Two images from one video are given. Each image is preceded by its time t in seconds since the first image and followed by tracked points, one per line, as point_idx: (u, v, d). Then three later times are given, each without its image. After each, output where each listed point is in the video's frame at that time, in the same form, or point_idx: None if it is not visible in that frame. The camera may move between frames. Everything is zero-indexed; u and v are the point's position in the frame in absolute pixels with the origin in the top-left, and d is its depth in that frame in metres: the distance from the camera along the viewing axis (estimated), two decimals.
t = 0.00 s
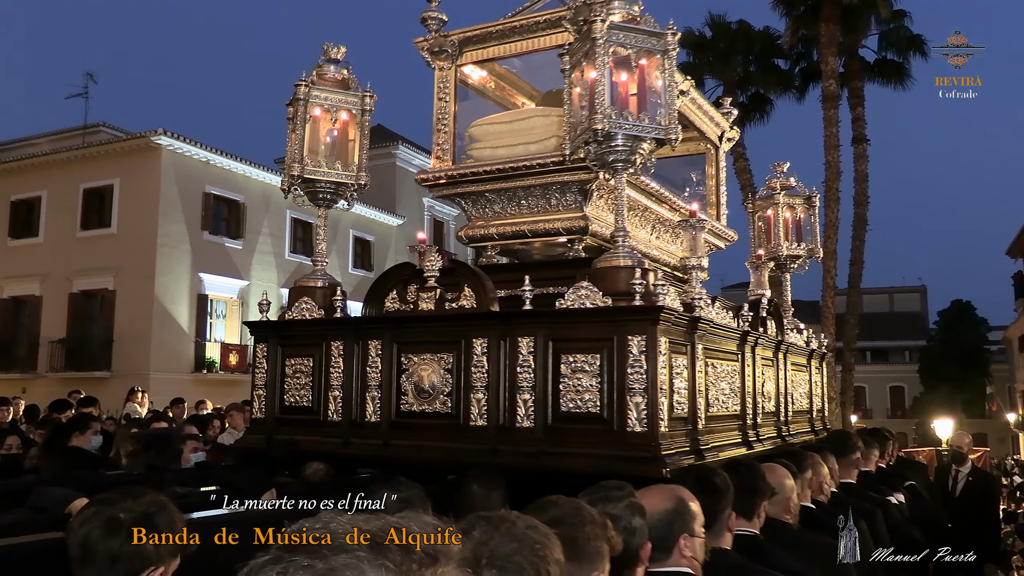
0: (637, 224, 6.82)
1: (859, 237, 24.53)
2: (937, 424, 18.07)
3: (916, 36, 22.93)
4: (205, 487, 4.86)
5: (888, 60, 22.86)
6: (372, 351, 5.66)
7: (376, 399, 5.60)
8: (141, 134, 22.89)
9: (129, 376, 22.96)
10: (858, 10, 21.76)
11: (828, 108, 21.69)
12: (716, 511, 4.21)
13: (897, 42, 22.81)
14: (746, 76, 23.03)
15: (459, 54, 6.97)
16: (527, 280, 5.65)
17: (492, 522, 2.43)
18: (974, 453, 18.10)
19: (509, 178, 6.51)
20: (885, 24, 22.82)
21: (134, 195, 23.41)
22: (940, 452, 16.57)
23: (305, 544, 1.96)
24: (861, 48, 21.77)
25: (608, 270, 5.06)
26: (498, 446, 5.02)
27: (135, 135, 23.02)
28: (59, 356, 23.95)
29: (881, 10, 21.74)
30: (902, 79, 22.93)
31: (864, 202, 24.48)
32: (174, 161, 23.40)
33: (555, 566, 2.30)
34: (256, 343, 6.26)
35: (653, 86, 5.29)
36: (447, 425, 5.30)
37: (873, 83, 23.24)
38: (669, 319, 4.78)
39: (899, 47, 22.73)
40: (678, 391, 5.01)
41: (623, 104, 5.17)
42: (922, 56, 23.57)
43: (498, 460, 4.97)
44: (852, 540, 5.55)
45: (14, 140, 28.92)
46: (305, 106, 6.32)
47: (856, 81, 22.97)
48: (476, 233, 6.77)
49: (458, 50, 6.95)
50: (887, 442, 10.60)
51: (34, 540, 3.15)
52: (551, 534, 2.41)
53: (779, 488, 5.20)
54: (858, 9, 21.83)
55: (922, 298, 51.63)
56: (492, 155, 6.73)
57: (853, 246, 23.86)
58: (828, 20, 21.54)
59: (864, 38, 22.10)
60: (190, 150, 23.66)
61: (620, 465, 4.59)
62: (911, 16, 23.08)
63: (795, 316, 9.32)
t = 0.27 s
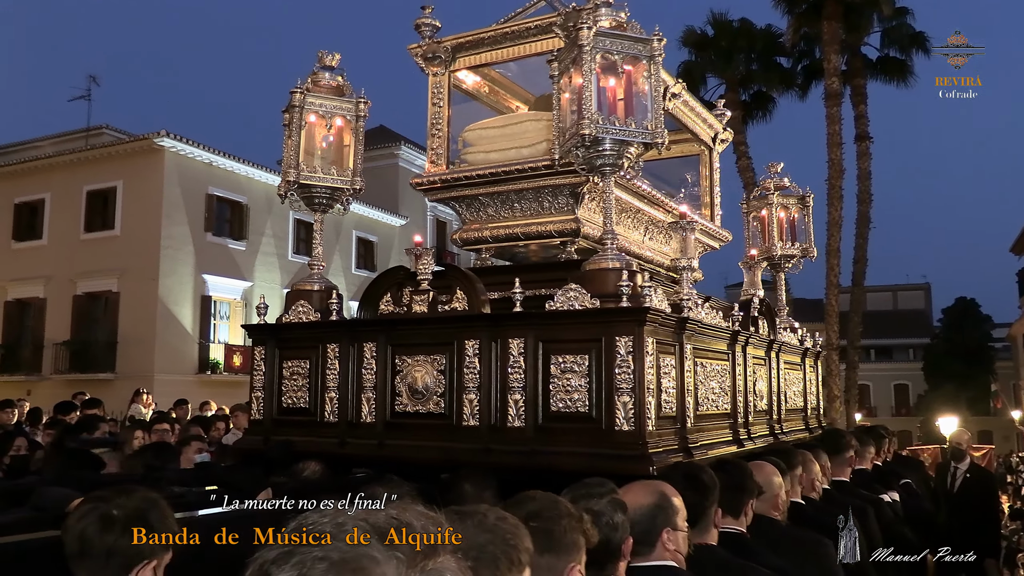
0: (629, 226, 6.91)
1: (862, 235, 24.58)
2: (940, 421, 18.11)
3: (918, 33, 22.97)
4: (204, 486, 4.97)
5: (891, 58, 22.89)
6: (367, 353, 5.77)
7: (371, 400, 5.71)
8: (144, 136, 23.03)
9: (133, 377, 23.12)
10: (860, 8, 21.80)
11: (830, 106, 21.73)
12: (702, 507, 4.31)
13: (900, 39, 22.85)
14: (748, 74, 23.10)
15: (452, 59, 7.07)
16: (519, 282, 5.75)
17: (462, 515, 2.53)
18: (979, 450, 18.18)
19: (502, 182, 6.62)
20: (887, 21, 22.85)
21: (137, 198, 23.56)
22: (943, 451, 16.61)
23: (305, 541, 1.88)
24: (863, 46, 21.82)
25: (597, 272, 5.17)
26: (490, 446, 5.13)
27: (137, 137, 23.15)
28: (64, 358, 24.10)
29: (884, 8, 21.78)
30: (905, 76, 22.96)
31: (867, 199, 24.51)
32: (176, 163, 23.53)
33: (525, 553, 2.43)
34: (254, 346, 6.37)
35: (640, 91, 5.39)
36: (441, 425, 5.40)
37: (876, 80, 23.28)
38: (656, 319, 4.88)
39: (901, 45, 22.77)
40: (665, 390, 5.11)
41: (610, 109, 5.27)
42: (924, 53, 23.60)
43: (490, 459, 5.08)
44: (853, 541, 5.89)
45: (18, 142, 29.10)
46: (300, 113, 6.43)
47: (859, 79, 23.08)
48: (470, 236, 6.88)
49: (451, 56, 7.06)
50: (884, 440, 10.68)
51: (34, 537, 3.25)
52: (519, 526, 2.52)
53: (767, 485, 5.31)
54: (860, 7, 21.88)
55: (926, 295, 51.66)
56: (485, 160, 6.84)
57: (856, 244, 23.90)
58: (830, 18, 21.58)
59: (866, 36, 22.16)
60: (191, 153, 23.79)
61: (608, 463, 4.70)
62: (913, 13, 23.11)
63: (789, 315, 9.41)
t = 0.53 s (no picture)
0: (629, 225, 6.96)
1: (866, 232, 24.60)
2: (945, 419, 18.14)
3: (922, 29, 22.96)
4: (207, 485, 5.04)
5: (895, 54, 22.90)
6: (369, 353, 5.83)
7: (373, 399, 5.77)
8: (147, 137, 23.12)
9: (138, 378, 23.23)
10: (864, 4, 21.81)
11: (834, 103, 21.74)
12: (697, 503, 4.37)
13: (904, 35, 22.85)
14: (751, 72, 23.12)
15: (451, 61, 7.13)
16: (520, 281, 5.82)
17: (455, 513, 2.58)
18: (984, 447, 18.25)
19: (501, 182, 6.68)
20: (891, 18, 22.85)
21: (140, 198, 23.65)
22: (948, 447, 16.64)
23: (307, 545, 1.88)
24: (866, 42, 21.84)
25: (594, 271, 5.23)
26: (489, 444, 5.20)
27: (140, 138, 23.24)
28: (68, 358, 24.17)
29: (887, 5, 21.78)
30: (909, 72, 22.97)
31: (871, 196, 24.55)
32: (179, 163, 23.62)
33: (514, 546, 2.50)
34: (257, 347, 6.45)
35: (636, 92, 5.44)
36: (442, 424, 5.46)
37: (879, 77, 23.29)
38: (653, 318, 4.93)
39: (905, 41, 22.78)
40: (663, 387, 5.17)
41: (607, 110, 5.32)
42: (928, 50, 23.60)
43: (489, 457, 5.14)
44: (853, 541, 5.93)
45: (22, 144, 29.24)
46: (302, 116, 6.50)
47: (863, 76, 23.06)
48: (471, 236, 6.94)
49: (450, 58, 7.11)
50: (888, 437, 10.71)
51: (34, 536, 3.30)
52: (509, 521, 2.60)
53: (765, 482, 5.36)
54: (864, 4, 21.90)
55: (930, 292, 51.71)
56: (485, 160, 6.90)
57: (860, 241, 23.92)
58: (833, 15, 21.60)
59: (870, 33, 22.17)
60: (194, 153, 23.87)
61: (606, 460, 4.76)
62: (917, 9, 23.11)
63: (790, 313, 9.46)
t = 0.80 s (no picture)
0: (636, 222, 6.99)
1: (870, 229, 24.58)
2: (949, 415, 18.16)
3: (925, 25, 22.93)
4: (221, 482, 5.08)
5: (898, 50, 22.90)
6: (379, 351, 5.88)
7: (384, 397, 5.83)
8: (150, 136, 23.19)
9: (143, 377, 23.28)
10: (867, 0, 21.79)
11: (837, 99, 21.74)
12: (708, 499, 4.41)
13: (907, 31, 22.82)
14: (753, 68, 23.10)
15: (458, 61, 7.17)
16: (530, 279, 5.86)
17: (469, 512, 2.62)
18: (989, 443, 18.32)
19: (509, 180, 6.71)
20: (894, 13, 22.82)
21: (145, 197, 23.72)
22: (953, 442, 16.68)
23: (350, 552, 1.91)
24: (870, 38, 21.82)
25: (603, 269, 5.26)
26: (499, 441, 5.24)
27: (144, 137, 23.33)
28: (74, 358, 24.34)
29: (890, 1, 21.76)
30: (913, 68, 22.97)
31: (874, 193, 24.55)
32: (182, 162, 23.67)
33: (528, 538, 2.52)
34: (268, 346, 6.49)
35: (644, 90, 5.47)
36: (452, 421, 5.51)
37: (882, 73, 23.27)
38: (662, 315, 4.97)
39: (909, 37, 22.77)
40: (672, 384, 5.21)
41: (615, 108, 5.35)
42: (931, 45, 23.57)
43: (499, 454, 5.18)
44: (851, 539, 5.95)
45: (26, 144, 29.33)
46: (311, 116, 6.55)
47: (865, 72, 22.96)
48: (480, 234, 6.99)
49: (458, 57, 7.15)
50: (897, 433, 10.76)
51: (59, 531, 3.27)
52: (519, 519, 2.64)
53: (775, 479, 5.39)
54: None
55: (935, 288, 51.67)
56: (493, 159, 6.94)
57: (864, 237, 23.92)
58: (836, 11, 21.59)
59: (873, 29, 22.15)
60: (197, 152, 23.92)
61: (616, 456, 4.79)
62: (920, 5, 23.07)
63: (798, 309, 9.50)
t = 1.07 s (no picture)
0: (652, 220, 6.99)
1: (872, 227, 24.56)
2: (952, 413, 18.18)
3: (927, 23, 22.90)
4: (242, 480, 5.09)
5: (899, 48, 22.84)
6: (398, 350, 5.89)
7: (404, 396, 5.84)
8: (151, 135, 23.19)
9: (144, 375, 23.28)
10: None
11: (839, 97, 21.72)
12: (733, 497, 4.41)
13: (908, 29, 22.79)
14: (755, 66, 23.07)
15: (474, 59, 7.17)
16: (550, 278, 5.87)
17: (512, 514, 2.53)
18: (989, 441, 18.41)
19: (526, 179, 6.72)
20: (895, 11, 22.79)
21: (147, 196, 23.74)
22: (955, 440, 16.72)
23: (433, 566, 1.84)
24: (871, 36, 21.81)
25: (623, 268, 5.26)
26: (518, 439, 5.25)
27: (146, 136, 23.35)
28: (75, 356, 24.32)
29: None
30: (914, 66, 22.92)
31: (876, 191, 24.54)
32: (184, 161, 23.68)
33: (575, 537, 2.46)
34: (285, 344, 6.50)
35: (664, 89, 5.47)
36: (471, 420, 5.52)
37: (884, 71, 23.26)
38: (683, 314, 4.96)
39: (910, 35, 22.71)
40: (693, 383, 5.21)
41: (635, 107, 5.35)
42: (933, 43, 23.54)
43: (520, 453, 5.19)
44: (852, 540, 5.30)
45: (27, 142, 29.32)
46: (328, 114, 6.55)
47: (867, 70, 22.89)
48: (496, 233, 7.00)
49: (474, 55, 7.16)
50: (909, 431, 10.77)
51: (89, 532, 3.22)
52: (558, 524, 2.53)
53: (795, 477, 5.39)
54: None
55: (937, 286, 51.67)
56: (510, 157, 6.94)
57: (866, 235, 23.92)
58: (837, 9, 21.57)
59: (875, 26, 22.14)
60: (199, 150, 23.93)
61: (639, 455, 4.79)
62: (922, 2, 23.05)
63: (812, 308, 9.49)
